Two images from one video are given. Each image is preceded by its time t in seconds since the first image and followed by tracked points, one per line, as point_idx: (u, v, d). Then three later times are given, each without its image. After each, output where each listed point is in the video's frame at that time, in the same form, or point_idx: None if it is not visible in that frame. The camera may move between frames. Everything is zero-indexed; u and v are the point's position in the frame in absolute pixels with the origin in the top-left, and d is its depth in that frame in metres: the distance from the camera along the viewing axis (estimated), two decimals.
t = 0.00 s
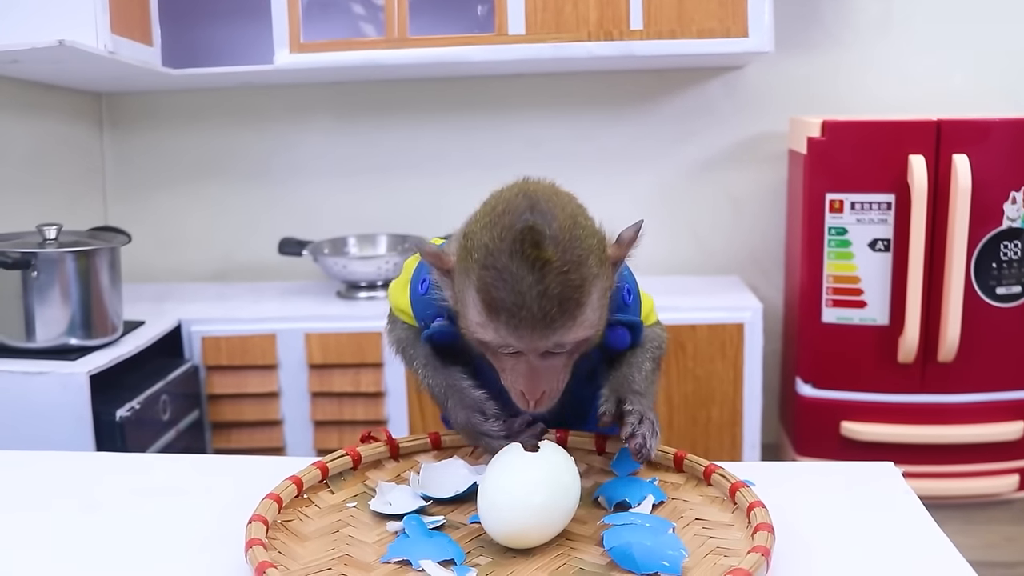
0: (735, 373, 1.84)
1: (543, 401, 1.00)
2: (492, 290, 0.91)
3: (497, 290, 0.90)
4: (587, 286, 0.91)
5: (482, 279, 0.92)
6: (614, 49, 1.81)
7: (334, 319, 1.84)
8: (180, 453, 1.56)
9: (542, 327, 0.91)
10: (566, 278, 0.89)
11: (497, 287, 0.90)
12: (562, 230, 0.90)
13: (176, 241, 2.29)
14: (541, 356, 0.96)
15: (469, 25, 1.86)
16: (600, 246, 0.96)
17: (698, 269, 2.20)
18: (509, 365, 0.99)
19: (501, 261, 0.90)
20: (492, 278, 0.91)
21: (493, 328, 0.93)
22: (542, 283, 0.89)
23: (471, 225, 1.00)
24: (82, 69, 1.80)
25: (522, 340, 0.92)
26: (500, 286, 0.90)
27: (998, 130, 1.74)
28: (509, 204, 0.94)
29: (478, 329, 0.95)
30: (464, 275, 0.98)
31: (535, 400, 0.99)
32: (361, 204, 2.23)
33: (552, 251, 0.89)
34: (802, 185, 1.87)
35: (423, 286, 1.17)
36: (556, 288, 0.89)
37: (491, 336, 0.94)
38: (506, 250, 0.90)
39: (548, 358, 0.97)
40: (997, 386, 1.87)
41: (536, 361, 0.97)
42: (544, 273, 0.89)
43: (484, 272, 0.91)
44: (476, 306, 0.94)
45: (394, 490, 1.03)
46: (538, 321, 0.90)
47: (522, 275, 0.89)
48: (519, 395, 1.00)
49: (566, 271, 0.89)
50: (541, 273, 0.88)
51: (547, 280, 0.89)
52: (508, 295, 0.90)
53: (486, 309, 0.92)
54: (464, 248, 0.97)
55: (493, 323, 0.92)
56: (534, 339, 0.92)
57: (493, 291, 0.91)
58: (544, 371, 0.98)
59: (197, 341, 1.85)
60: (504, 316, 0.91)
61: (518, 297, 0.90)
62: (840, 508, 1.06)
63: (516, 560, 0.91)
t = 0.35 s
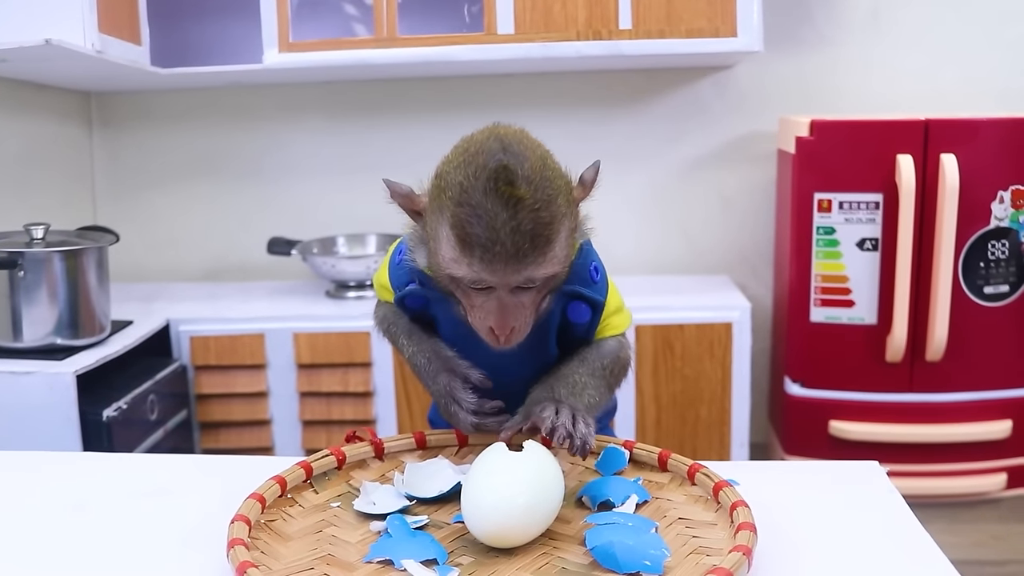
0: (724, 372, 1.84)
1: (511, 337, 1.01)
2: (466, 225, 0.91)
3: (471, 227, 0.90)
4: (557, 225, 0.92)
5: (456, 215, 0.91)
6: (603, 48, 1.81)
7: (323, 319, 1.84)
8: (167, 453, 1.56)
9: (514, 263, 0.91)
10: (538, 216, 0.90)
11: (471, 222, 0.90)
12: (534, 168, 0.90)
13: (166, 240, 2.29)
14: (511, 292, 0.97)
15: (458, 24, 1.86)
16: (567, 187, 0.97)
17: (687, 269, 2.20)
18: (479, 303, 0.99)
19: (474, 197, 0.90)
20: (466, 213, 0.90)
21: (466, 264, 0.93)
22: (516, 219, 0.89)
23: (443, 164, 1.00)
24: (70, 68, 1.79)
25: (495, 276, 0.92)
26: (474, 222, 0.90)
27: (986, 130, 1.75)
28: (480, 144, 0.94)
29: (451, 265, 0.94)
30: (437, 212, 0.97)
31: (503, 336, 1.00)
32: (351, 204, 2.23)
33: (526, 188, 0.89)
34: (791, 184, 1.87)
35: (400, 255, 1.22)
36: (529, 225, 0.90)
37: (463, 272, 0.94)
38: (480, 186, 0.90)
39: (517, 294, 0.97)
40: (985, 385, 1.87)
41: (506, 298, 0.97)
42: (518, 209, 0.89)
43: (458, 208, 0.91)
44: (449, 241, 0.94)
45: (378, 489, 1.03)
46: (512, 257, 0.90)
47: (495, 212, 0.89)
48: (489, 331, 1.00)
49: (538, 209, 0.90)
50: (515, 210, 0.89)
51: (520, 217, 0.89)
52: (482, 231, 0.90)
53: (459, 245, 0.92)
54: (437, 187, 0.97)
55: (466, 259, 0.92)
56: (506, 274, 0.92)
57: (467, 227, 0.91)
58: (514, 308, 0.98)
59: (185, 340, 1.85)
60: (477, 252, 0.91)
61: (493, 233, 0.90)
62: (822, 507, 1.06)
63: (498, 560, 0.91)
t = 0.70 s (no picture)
0: (714, 365, 1.84)
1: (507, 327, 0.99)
2: (454, 222, 0.90)
3: (459, 221, 0.90)
4: (542, 208, 0.92)
5: (442, 213, 0.91)
6: (593, 42, 1.81)
7: (312, 314, 1.83)
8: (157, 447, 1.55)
9: (508, 252, 0.90)
10: (523, 201, 0.89)
11: (459, 218, 0.90)
12: (511, 155, 0.91)
13: (155, 236, 2.28)
14: (505, 282, 0.96)
15: (447, 18, 1.86)
16: (542, 170, 0.97)
17: (676, 263, 2.20)
18: (473, 298, 0.98)
19: (458, 192, 0.89)
20: (453, 210, 0.90)
21: (459, 260, 0.91)
22: (503, 208, 0.89)
23: (412, 165, 0.99)
24: (57, 63, 1.78)
25: (490, 269, 0.91)
26: (463, 217, 0.90)
27: (975, 123, 1.75)
28: (451, 139, 0.93)
29: (442, 265, 0.93)
30: (417, 215, 0.96)
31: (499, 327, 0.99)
32: (341, 199, 2.22)
33: (507, 174, 0.89)
34: (780, 178, 1.87)
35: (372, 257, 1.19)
36: (516, 211, 0.89)
37: (456, 270, 0.93)
38: (462, 180, 0.90)
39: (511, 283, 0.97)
40: (974, 378, 1.88)
41: (499, 288, 0.96)
42: (504, 197, 0.89)
43: (443, 206, 0.90)
44: (437, 241, 0.93)
45: (367, 482, 1.02)
46: (506, 247, 0.89)
47: (482, 203, 0.89)
48: (485, 324, 0.99)
49: (523, 194, 0.89)
50: (500, 198, 0.88)
51: (507, 205, 0.89)
52: (472, 226, 0.89)
53: (449, 243, 0.91)
54: (413, 188, 0.95)
55: (459, 255, 0.91)
56: (501, 265, 0.91)
57: (455, 223, 0.90)
58: (510, 297, 0.97)
59: (174, 336, 1.84)
60: (469, 247, 0.90)
61: (482, 225, 0.89)
62: (811, 498, 1.06)
63: (487, 551, 0.90)
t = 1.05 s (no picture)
0: (707, 363, 1.84)
1: (550, 247, 0.90)
2: (486, 110, 0.90)
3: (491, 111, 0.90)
4: (576, 124, 0.93)
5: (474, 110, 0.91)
6: (586, 39, 1.81)
7: (306, 311, 1.83)
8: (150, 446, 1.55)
9: (543, 133, 0.89)
10: (556, 104, 0.91)
11: (491, 106, 0.90)
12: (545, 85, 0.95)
13: (149, 233, 2.27)
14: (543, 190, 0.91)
15: (441, 16, 1.85)
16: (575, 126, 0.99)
17: (670, 261, 2.20)
18: (509, 214, 0.92)
19: (492, 95, 0.91)
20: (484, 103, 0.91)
21: (493, 151, 0.90)
22: (534, 98, 0.91)
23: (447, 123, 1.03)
24: (50, 60, 1.78)
25: (526, 155, 0.89)
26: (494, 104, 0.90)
27: (968, 121, 1.75)
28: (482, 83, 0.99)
29: (475, 163, 0.91)
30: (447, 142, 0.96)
31: (542, 243, 0.90)
32: (336, 197, 2.22)
33: (539, 86, 0.92)
34: (774, 175, 1.87)
35: (396, 257, 1.10)
36: (551, 110, 0.90)
37: (491, 163, 0.90)
38: (496, 89, 0.92)
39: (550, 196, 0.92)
40: (968, 376, 1.88)
41: (539, 195, 0.91)
42: (534, 92, 0.91)
43: (475, 105, 0.91)
44: (470, 141, 0.91)
45: (359, 480, 1.02)
46: (540, 125, 0.89)
47: (516, 100, 0.90)
48: (526, 241, 0.90)
49: (553, 98, 0.92)
50: (533, 94, 0.91)
51: (538, 97, 0.91)
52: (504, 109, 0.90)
53: (482, 132, 0.90)
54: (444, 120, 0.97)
55: (493, 144, 0.90)
56: (537, 151, 0.89)
57: (488, 111, 0.90)
58: (551, 209, 0.91)
59: (167, 334, 1.84)
60: (504, 126, 0.89)
61: (515, 108, 0.90)
62: (804, 497, 1.06)
63: (479, 549, 0.90)
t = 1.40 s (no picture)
0: (700, 363, 1.84)
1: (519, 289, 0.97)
2: (480, 175, 0.89)
3: (486, 175, 0.88)
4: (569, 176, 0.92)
5: (468, 166, 0.89)
6: (578, 38, 1.81)
7: (297, 312, 1.82)
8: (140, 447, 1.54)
9: (532, 211, 0.89)
10: (552, 164, 0.89)
11: (486, 169, 0.88)
12: (544, 119, 0.90)
13: (140, 233, 2.26)
14: (522, 245, 0.94)
15: (432, 16, 1.85)
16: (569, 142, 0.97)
17: (662, 261, 2.20)
18: (487, 258, 0.96)
19: (489, 147, 0.88)
20: (480, 163, 0.88)
21: (480, 215, 0.90)
22: (531, 168, 0.88)
23: (439, 120, 0.97)
24: (39, 60, 1.77)
25: (510, 227, 0.90)
26: (489, 171, 0.88)
27: (959, 120, 1.75)
28: (483, 95, 0.92)
29: (462, 219, 0.92)
30: (440, 168, 0.95)
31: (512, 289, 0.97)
32: (328, 197, 2.21)
33: (538, 137, 0.88)
34: (766, 175, 1.87)
35: (375, 261, 1.13)
36: (545, 171, 0.89)
37: (477, 225, 0.91)
38: (493, 139, 0.88)
39: (527, 246, 0.95)
40: (960, 374, 1.88)
41: (517, 250, 0.94)
42: (533, 157, 0.88)
43: (469, 158, 0.89)
44: (461, 195, 0.91)
45: (349, 481, 1.01)
46: (531, 206, 0.89)
47: (512, 161, 0.88)
48: (497, 287, 0.97)
49: (551, 157, 0.89)
50: (530, 158, 0.88)
51: (536, 165, 0.88)
52: (497, 180, 0.88)
53: (472, 197, 0.90)
54: (439, 142, 0.94)
55: (482, 210, 0.90)
56: (522, 226, 0.90)
57: (480, 177, 0.89)
58: (524, 260, 0.95)
59: (158, 335, 1.83)
60: (493, 202, 0.89)
61: (510, 181, 0.88)
62: (793, 497, 1.06)
63: (468, 551, 0.89)
